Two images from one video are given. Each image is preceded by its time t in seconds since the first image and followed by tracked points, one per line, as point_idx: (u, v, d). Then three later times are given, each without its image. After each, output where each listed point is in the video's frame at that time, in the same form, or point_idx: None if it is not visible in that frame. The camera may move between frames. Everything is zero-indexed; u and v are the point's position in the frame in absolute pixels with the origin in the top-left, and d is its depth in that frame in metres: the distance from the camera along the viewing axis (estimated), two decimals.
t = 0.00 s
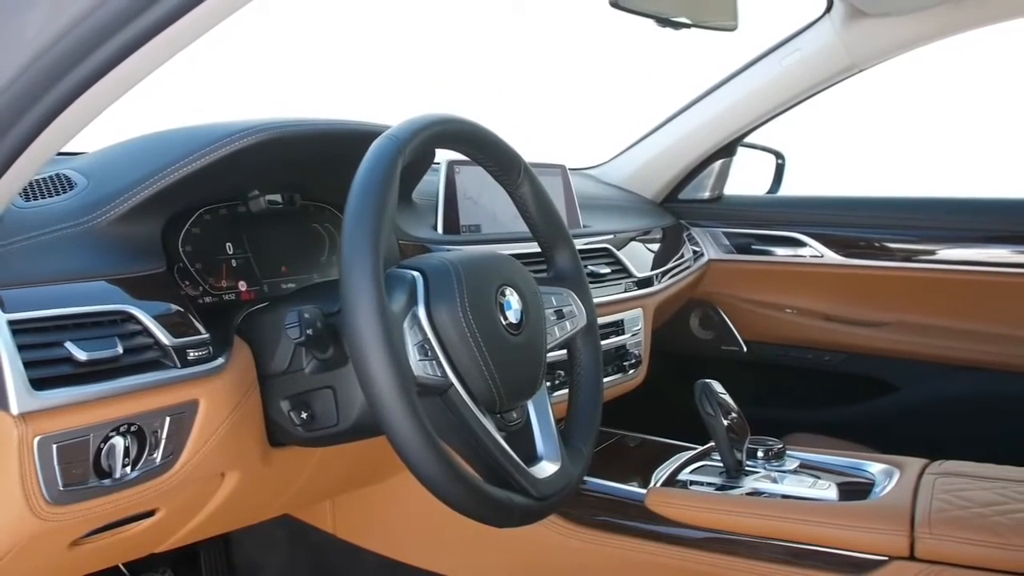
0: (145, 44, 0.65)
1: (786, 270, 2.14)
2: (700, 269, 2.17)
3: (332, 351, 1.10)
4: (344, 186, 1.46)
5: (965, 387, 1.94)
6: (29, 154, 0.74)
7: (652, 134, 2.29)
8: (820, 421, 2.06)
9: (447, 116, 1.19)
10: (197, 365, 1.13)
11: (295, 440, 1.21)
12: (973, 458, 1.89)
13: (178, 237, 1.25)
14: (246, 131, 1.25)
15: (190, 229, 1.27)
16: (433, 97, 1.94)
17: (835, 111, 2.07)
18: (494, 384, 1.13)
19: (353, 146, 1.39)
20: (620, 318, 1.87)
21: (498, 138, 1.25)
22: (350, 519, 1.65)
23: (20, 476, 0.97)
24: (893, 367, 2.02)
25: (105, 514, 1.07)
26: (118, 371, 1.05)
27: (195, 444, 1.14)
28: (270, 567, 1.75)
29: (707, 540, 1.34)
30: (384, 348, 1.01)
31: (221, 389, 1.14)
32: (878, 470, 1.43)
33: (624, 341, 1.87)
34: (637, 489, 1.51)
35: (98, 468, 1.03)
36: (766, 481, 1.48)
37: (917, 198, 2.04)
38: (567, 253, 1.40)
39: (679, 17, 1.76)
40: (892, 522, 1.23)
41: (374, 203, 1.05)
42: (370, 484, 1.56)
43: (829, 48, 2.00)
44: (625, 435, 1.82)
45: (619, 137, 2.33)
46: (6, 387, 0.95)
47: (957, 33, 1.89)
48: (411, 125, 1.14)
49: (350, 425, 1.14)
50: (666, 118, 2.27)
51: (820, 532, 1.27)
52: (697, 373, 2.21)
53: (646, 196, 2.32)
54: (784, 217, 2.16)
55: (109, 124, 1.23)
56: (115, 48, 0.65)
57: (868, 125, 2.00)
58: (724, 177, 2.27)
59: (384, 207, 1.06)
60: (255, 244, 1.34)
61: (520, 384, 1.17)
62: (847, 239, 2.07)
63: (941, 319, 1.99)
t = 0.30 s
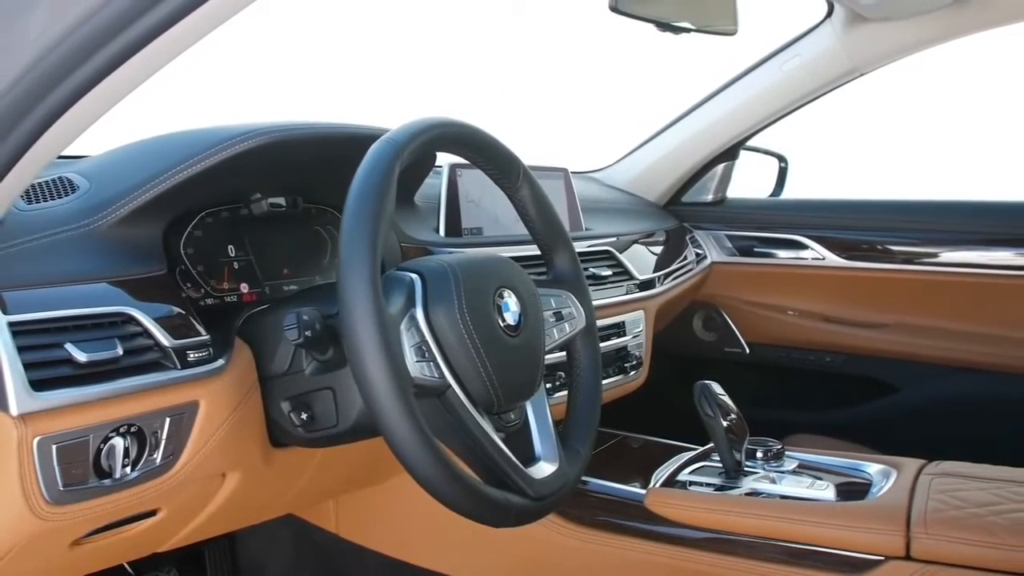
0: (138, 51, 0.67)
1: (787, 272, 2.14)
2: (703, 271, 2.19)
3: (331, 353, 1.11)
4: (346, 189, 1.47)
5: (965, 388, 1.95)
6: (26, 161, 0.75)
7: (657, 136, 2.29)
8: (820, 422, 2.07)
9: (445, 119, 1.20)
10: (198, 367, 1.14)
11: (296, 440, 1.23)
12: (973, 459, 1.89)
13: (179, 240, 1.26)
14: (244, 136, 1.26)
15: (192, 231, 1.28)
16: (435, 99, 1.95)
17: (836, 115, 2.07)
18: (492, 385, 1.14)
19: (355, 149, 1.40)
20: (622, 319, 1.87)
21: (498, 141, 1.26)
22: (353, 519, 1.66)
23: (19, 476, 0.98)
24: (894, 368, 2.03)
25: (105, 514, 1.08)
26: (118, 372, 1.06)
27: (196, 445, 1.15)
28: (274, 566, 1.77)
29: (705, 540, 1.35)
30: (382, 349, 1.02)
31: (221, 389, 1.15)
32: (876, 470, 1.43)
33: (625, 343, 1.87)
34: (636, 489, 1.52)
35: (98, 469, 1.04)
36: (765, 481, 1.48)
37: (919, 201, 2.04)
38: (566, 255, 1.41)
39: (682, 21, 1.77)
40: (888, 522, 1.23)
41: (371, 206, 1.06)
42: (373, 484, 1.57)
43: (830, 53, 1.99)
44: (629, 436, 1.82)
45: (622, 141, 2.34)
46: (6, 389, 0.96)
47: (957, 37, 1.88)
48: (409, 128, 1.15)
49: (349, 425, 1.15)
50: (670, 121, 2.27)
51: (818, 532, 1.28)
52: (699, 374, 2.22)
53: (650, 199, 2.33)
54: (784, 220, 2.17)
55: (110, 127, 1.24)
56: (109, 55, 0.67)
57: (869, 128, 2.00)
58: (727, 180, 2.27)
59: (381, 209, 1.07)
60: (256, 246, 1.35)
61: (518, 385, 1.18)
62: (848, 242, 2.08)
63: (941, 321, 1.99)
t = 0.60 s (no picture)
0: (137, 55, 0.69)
1: (791, 275, 2.15)
2: (706, 274, 2.19)
3: (330, 354, 1.13)
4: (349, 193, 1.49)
5: (965, 390, 1.94)
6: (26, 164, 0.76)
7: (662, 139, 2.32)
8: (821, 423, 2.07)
9: (444, 123, 1.21)
10: (198, 368, 1.15)
11: (296, 441, 1.24)
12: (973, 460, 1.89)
13: (180, 242, 1.27)
14: (245, 141, 1.28)
15: (194, 234, 1.29)
16: (435, 103, 1.97)
17: (837, 119, 2.08)
18: (489, 387, 1.15)
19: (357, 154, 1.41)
20: (624, 321, 1.88)
21: (496, 145, 1.27)
22: (357, 519, 1.67)
23: (19, 476, 0.99)
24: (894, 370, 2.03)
25: (105, 514, 1.09)
26: (118, 373, 1.07)
27: (196, 445, 1.16)
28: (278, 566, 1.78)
29: (702, 539, 1.36)
30: (378, 351, 1.03)
31: (220, 390, 1.17)
32: (873, 471, 1.44)
33: (626, 344, 1.87)
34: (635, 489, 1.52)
35: (97, 469, 1.05)
36: (763, 482, 1.48)
37: (919, 204, 2.05)
38: (565, 258, 1.42)
39: (685, 25, 1.78)
40: (884, 522, 1.24)
41: (369, 209, 1.07)
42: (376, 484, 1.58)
43: (831, 57, 2.00)
44: (632, 437, 1.82)
45: (625, 145, 2.35)
46: (6, 389, 0.97)
47: (957, 41, 1.88)
48: (408, 132, 1.16)
49: (348, 425, 1.16)
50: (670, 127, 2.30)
51: (814, 532, 1.28)
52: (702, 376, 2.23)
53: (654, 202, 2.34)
54: (784, 223, 2.18)
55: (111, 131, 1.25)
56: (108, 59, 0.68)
57: (871, 132, 2.01)
58: (730, 183, 2.29)
59: (379, 212, 1.08)
60: (258, 249, 1.36)
61: (515, 386, 1.19)
62: (850, 244, 2.08)
63: (942, 323, 2.00)
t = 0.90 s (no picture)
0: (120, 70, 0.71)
1: (794, 278, 2.16)
2: (709, 276, 2.20)
3: (330, 355, 1.13)
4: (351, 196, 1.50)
5: (965, 390, 1.94)
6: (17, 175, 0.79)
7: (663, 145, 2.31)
8: (821, 424, 2.07)
9: (442, 127, 1.22)
10: (198, 368, 1.16)
11: (297, 442, 1.25)
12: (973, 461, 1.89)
13: (182, 246, 1.30)
14: (245, 143, 1.28)
15: (196, 237, 1.31)
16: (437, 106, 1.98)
17: (837, 123, 2.09)
18: (486, 388, 1.15)
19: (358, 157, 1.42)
20: (625, 322, 1.88)
21: (494, 148, 1.28)
22: (360, 519, 1.69)
23: (19, 476, 1.00)
24: (895, 371, 2.03)
25: (105, 513, 1.11)
26: (117, 374, 1.08)
27: (197, 445, 1.18)
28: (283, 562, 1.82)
29: (700, 539, 1.36)
30: (373, 352, 1.04)
31: (220, 391, 1.18)
32: (871, 471, 1.44)
33: (627, 345, 1.88)
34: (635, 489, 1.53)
35: (97, 469, 1.07)
36: (761, 482, 1.48)
37: (920, 207, 2.05)
38: (564, 260, 1.43)
39: (687, 31, 1.78)
40: (880, 522, 1.25)
41: (366, 212, 1.08)
42: (378, 484, 1.60)
43: (833, 62, 2.00)
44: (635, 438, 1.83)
45: (628, 149, 2.37)
46: (5, 391, 0.98)
47: (957, 45, 1.88)
48: (405, 135, 1.17)
49: (347, 426, 1.17)
50: (678, 126, 2.28)
51: (811, 532, 1.29)
52: (704, 376, 2.24)
53: (658, 205, 2.34)
54: (785, 226, 2.20)
55: (111, 134, 1.26)
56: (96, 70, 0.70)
57: (873, 135, 2.01)
58: (733, 187, 2.30)
59: (375, 215, 1.09)
60: (259, 250, 1.39)
61: (512, 388, 1.19)
62: (853, 247, 2.09)
63: (943, 325, 2.00)
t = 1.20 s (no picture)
0: (118, 75, 0.72)
1: (796, 280, 2.17)
2: (712, 279, 2.22)
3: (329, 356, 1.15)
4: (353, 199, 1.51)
5: (965, 391, 1.94)
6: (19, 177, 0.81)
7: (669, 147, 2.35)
8: (823, 425, 2.07)
9: (441, 131, 1.23)
10: (198, 369, 1.18)
11: (297, 442, 1.26)
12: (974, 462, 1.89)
13: (184, 248, 1.30)
14: (245, 147, 1.29)
15: (197, 239, 1.32)
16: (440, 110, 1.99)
17: (839, 127, 2.10)
18: (483, 389, 1.16)
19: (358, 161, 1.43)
20: (626, 324, 1.89)
21: (493, 152, 1.29)
22: (363, 519, 1.70)
23: (18, 476, 1.01)
24: (896, 373, 2.03)
25: (105, 513, 1.12)
26: (117, 375, 1.09)
27: (197, 445, 1.19)
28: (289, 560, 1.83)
29: (699, 539, 1.37)
30: (369, 353, 1.04)
31: (220, 392, 1.19)
32: (869, 472, 1.45)
33: (628, 347, 1.88)
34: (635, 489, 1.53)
35: (97, 469, 1.08)
36: (760, 483, 1.48)
37: (919, 210, 2.07)
38: (564, 262, 1.44)
39: (690, 35, 1.77)
40: (876, 522, 1.25)
41: (363, 214, 1.09)
42: (381, 484, 1.61)
43: (835, 66, 2.02)
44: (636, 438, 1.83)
45: (631, 152, 2.39)
46: (5, 392, 0.99)
47: (956, 50, 1.89)
48: (404, 139, 1.18)
49: (346, 426, 1.18)
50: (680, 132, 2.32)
51: (807, 532, 1.29)
52: (706, 378, 2.25)
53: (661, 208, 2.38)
54: (787, 229, 2.22)
55: (113, 137, 1.27)
56: (92, 76, 0.71)
57: (876, 143, 2.02)
58: (736, 190, 2.33)
59: (373, 218, 1.10)
60: (262, 253, 1.40)
61: (510, 389, 1.20)
62: (856, 249, 2.10)
63: (945, 327, 2.00)
